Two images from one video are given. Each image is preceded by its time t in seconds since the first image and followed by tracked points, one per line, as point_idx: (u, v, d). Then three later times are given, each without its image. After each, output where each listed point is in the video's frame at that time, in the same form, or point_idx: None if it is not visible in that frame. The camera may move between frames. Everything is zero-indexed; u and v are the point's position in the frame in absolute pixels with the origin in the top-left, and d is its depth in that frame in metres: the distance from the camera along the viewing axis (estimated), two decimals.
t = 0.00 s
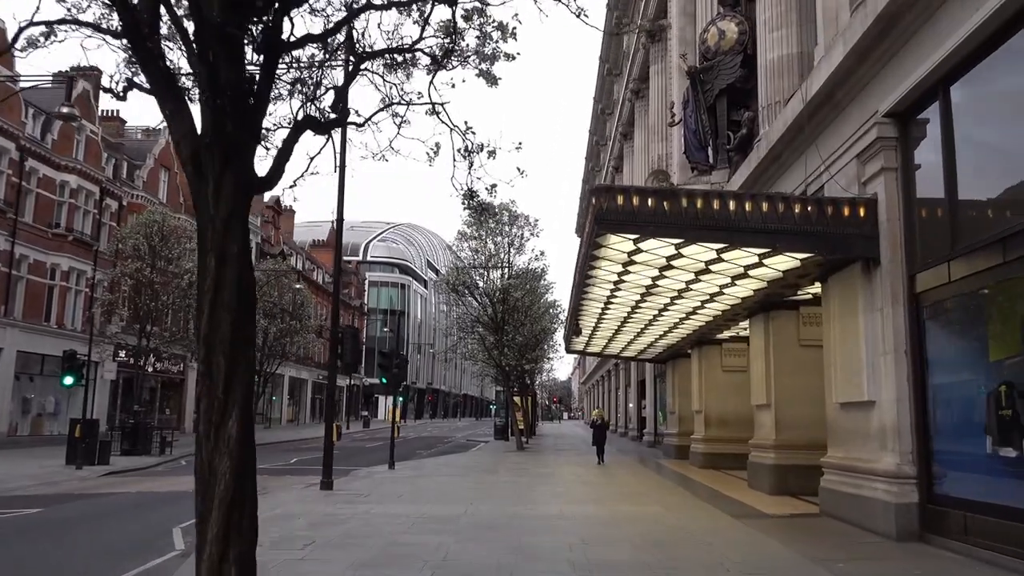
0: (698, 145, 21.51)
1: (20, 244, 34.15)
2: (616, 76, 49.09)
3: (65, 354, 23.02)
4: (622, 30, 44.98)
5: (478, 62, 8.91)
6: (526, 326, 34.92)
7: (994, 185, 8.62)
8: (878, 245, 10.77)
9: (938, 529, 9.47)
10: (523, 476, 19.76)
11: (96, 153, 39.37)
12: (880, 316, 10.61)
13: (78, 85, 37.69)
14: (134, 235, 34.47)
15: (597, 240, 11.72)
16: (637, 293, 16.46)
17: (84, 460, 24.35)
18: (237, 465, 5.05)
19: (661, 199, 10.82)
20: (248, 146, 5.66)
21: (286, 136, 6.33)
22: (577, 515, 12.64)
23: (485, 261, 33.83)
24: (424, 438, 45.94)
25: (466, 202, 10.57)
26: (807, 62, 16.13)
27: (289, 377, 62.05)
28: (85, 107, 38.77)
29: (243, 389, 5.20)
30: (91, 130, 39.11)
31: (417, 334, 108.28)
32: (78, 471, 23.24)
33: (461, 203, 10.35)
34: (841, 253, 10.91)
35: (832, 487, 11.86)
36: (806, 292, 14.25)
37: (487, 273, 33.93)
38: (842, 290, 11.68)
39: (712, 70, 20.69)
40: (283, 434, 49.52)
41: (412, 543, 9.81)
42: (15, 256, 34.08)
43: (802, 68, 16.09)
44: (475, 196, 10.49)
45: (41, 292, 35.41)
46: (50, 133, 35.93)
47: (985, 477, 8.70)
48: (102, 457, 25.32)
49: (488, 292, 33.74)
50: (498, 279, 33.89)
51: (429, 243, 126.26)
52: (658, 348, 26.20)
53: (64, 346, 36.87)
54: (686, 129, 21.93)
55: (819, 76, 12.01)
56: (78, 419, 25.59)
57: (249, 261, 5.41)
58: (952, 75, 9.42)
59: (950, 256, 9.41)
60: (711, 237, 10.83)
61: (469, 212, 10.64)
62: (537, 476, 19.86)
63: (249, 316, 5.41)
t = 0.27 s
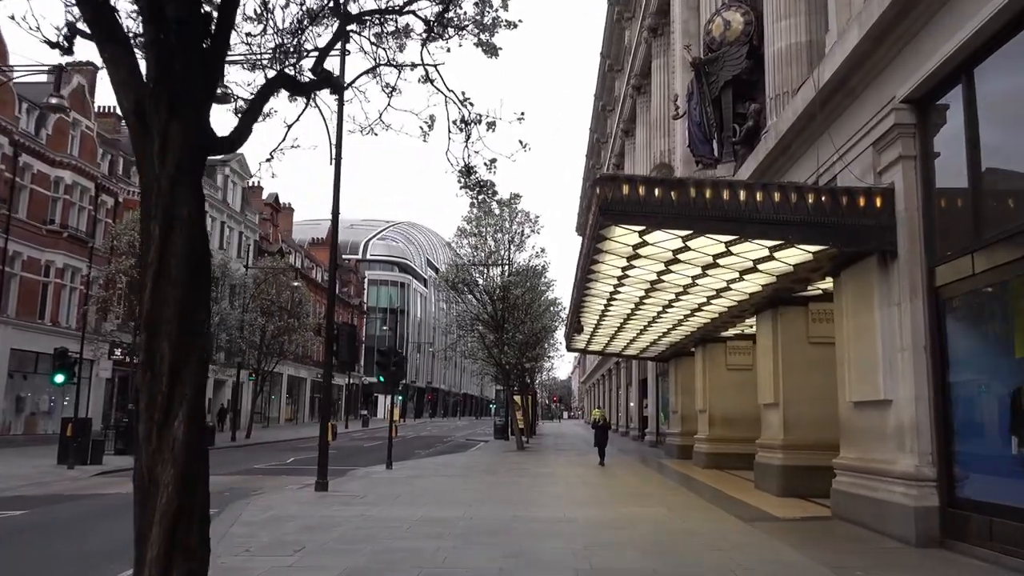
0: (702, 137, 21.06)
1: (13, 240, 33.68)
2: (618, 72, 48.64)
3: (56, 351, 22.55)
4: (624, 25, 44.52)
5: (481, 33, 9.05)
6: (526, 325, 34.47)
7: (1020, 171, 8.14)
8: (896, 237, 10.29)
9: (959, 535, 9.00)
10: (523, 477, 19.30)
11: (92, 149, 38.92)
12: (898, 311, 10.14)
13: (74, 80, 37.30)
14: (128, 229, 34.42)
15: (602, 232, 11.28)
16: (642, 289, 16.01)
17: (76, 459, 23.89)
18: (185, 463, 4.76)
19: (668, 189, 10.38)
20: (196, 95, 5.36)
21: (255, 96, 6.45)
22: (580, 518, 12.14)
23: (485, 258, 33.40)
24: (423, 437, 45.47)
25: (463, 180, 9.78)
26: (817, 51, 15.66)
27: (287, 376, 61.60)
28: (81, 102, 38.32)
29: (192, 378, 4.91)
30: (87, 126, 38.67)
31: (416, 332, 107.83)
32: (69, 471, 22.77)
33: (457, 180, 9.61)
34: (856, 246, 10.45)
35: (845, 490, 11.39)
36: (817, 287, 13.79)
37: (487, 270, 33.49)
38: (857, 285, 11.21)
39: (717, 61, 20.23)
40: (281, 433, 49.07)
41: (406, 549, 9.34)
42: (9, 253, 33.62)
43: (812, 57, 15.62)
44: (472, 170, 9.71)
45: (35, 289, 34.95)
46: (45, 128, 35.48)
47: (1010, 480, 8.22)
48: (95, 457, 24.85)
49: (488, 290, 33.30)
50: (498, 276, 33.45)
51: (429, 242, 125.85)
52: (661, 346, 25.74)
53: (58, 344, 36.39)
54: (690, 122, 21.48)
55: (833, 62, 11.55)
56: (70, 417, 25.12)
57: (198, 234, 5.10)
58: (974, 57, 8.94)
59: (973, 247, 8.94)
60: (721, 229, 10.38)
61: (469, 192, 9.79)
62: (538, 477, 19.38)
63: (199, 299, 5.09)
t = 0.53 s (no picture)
0: (707, 132, 20.65)
1: (8, 239, 33.28)
2: (619, 69, 48.25)
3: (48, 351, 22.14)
4: (626, 22, 44.12)
5: (479, 7, 8.56)
6: (527, 324, 34.06)
7: None
8: (912, 231, 9.89)
9: (982, 543, 8.60)
10: (525, 480, 18.89)
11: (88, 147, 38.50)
12: (916, 309, 9.74)
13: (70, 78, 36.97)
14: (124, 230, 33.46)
15: (606, 228, 10.89)
16: (646, 287, 15.63)
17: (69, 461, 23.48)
18: (120, 481, 4.39)
19: (675, 181, 9.99)
20: (136, 47, 4.95)
21: (215, 60, 6.10)
22: (584, 523, 11.70)
23: (485, 257, 32.97)
24: (423, 438, 45.08)
25: (460, 161, 9.06)
26: (826, 42, 15.25)
27: (286, 376, 61.19)
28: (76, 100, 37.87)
29: (134, 379, 4.55)
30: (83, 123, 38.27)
31: (416, 332, 107.43)
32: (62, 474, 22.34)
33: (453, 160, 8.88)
34: (872, 242, 10.05)
35: (859, 494, 11.00)
36: (827, 284, 13.39)
37: (487, 269, 33.08)
38: (871, 282, 10.82)
39: (722, 54, 19.83)
40: (279, 434, 48.68)
41: (402, 557, 8.95)
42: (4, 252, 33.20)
43: (821, 48, 15.21)
44: (470, 152, 9.00)
45: (30, 289, 34.53)
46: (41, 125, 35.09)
47: None
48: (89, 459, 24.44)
49: (488, 289, 32.90)
50: (498, 275, 33.03)
51: (429, 241, 125.44)
52: (665, 346, 25.34)
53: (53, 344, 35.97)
54: (695, 117, 21.08)
55: (847, 50, 11.13)
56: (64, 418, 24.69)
57: (144, 222, 4.77)
58: (997, 43, 8.52)
59: (996, 242, 8.53)
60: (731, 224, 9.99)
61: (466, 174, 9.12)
62: (539, 479, 18.96)
63: (141, 282, 4.72)
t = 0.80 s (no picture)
0: (713, 125, 20.24)
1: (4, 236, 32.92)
2: (621, 65, 47.87)
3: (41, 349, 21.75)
4: (627, 17, 43.74)
5: None
6: (528, 323, 33.63)
7: None
8: (933, 222, 9.46)
9: (1010, 548, 8.17)
10: (527, 480, 18.46)
11: (84, 144, 38.09)
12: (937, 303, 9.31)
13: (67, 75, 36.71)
14: (121, 226, 33.22)
15: (613, 219, 10.47)
16: (652, 282, 15.19)
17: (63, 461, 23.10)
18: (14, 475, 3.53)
19: (685, 169, 9.57)
20: None
21: None
22: (589, 527, 11.27)
23: (485, 254, 32.55)
24: (423, 437, 44.68)
25: (460, 127, 8.65)
26: (837, 30, 14.80)
27: (286, 375, 60.79)
28: (73, 96, 37.46)
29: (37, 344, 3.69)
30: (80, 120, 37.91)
31: (417, 331, 107.06)
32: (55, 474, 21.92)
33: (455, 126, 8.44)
34: (891, 233, 9.61)
35: (876, 496, 10.57)
36: (840, 279, 12.96)
37: (487, 267, 32.67)
38: (888, 275, 10.40)
39: (728, 45, 19.41)
40: (278, 433, 48.27)
41: (399, 563, 8.52)
42: None
43: (831, 36, 14.77)
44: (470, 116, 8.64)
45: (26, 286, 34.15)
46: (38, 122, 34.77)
47: None
48: (83, 459, 24.01)
49: (488, 287, 32.46)
50: (499, 273, 32.60)
51: (430, 240, 125.05)
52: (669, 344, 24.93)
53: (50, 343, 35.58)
54: (700, 110, 20.66)
55: (862, 33, 10.69)
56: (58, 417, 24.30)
57: (54, 167, 3.90)
58: None
59: None
60: (743, 214, 9.55)
61: (467, 142, 8.71)
62: (542, 479, 18.52)
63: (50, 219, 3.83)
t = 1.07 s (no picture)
0: (721, 118, 19.82)
1: None
2: (624, 62, 47.41)
3: (33, 348, 21.30)
4: (631, 13, 43.27)
5: None
6: (532, 321, 33.16)
7: None
8: (960, 212, 8.98)
9: None
10: (529, 482, 18.00)
11: (82, 141, 37.65)
12: (966, 299, 8.83)
13: (64, 71, 36.38)
14: (117, 224, 32.87)
15: (621, 211, 10.00)
16: (660, 279, 14.72)
17: (57, 462, 22.66)
18: None
19: (698, 157, 9.09)
20: None
21: None
22: (595, 532, 10.78)
23: (487, 252, 32.15)
24: (424, 437, 44.22)
25: (460, 86, 7.60)
26: (851, 18, 14.34)
27: (286, 375, 60.32)
28: (70, 92, 37.02)
29: None
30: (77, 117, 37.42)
31: (418, 331, 106.60)
32: (47, 475, 21.48)
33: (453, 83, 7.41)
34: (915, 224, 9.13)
35: (897, 501, 10.11)
36: (855, 274, 12.50)
37: (489, 265, 32.23)
38: (908, 269, 9.93)
39: (737, 36, 18.99)
40: (278, 433, 47.86)
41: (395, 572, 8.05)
42: None
43: (845, 24, 14.30)
44: (472, 70, 7.49)
45: (21, 284, 33.66)
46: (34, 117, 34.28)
47: None
48: (77, 460, 23.57)
49: (491, 285, 32.02)
50: (501, 271, 32.16)
51: (431, 240, 124.59)
52: (674, 342, 24.49)
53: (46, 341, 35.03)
54: (708, 103, 20.23)
55: (883, 17, 10.21)
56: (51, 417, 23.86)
57: None
58: None
59: None
60: (759, 204, 9.07)
61: (468, 103, 7.74)
62: (545, 482, 18.04)
63: None
